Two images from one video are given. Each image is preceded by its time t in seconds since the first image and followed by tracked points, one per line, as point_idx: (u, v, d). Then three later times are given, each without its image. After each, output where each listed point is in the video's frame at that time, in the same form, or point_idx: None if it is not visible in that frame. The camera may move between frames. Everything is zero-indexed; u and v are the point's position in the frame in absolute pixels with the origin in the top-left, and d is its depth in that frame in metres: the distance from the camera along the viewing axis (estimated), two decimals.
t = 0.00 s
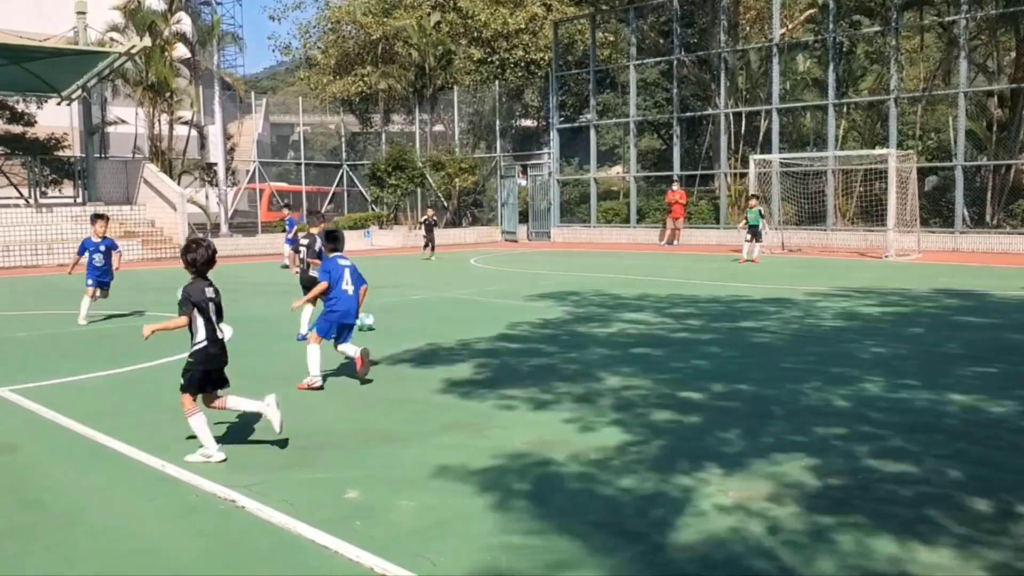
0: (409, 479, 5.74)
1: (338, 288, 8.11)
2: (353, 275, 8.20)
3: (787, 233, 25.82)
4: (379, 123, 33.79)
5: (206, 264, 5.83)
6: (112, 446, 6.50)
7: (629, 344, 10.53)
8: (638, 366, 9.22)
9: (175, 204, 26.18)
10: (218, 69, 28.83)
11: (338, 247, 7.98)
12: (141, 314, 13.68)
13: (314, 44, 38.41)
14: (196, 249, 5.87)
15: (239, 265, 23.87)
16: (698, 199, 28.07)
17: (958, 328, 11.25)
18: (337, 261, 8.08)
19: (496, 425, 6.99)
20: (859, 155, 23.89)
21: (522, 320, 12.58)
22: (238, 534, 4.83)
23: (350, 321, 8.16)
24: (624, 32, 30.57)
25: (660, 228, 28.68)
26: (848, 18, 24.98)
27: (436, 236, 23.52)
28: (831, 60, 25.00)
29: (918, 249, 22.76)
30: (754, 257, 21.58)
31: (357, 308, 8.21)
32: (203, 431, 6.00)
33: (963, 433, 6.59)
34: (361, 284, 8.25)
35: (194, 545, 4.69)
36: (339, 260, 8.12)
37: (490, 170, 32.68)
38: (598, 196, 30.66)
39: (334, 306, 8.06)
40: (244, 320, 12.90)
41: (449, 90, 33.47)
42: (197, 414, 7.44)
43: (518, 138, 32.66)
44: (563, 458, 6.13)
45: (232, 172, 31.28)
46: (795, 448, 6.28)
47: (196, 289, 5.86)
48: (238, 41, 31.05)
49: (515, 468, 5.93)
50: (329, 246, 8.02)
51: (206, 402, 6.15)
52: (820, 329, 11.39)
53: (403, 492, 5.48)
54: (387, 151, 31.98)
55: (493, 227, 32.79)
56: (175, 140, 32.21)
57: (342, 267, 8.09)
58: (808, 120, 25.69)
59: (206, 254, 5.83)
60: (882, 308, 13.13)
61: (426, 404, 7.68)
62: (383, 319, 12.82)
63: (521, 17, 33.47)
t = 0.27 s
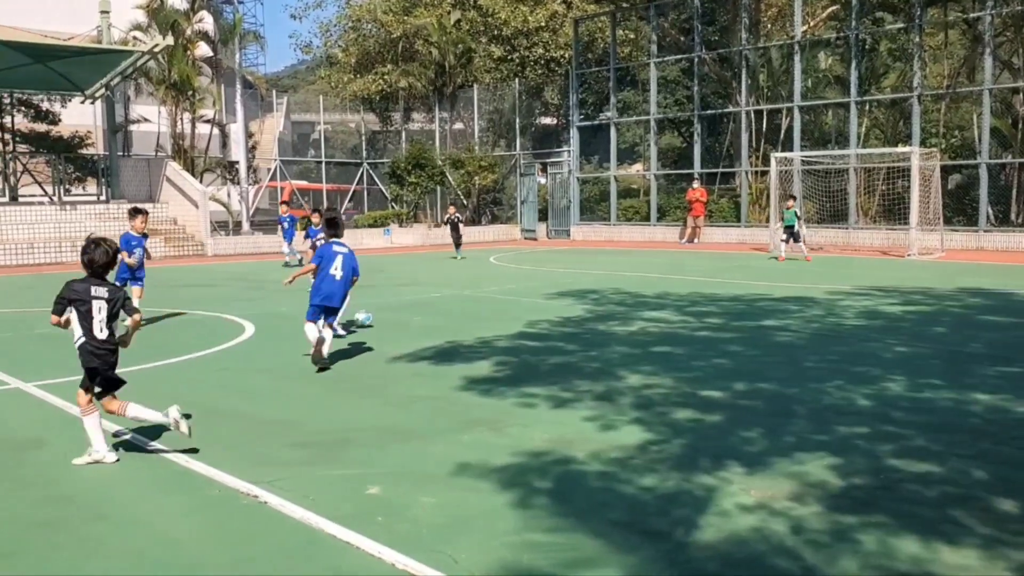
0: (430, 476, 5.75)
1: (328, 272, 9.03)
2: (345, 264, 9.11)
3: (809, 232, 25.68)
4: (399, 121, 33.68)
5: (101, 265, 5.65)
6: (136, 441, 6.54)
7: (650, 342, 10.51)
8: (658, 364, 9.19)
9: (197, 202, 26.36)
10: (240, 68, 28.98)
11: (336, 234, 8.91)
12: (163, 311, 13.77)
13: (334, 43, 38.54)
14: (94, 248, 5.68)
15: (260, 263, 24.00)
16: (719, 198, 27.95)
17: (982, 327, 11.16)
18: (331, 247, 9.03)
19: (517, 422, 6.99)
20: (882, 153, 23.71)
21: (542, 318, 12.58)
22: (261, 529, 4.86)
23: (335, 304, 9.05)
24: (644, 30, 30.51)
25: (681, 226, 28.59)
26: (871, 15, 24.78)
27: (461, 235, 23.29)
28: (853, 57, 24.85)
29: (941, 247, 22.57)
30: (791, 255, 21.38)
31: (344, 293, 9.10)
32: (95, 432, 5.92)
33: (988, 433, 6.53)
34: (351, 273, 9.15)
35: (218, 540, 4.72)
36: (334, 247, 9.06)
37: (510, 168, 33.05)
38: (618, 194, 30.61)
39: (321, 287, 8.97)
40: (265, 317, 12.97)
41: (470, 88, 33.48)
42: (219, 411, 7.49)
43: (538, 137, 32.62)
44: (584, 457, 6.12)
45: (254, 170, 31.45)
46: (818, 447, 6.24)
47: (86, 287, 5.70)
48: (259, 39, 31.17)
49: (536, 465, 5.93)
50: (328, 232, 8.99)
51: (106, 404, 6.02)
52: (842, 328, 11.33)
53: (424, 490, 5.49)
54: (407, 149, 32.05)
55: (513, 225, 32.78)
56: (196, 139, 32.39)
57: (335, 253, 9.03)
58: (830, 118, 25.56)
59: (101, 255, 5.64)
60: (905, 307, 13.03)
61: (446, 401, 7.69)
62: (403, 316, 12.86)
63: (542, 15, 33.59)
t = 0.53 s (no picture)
0: (457, 473, 5.77)
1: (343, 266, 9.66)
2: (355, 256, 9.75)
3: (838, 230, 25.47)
4: (425, 119, 33.85)
5: None
6: (166, 437, 6.62)
7: (677, 341, 10.47)
8: (686, 363, 9.16)
9: (226, 200, 26.60)
10: (268, 67, 29.20)
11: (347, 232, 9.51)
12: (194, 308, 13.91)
13: (362, 41, 38.70)
14: None
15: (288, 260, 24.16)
16: (747, 195, 27.80)
17: (1015, 326, 11.02)
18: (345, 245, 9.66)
19: (543, 420, 7.00)
20: (912, 150, 23.48)
21: (568, 316, 12.58)
22: (289, 525, 4.89)
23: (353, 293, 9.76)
24: (671, 27, 30.42)
25: (708, 224, 28.47)
26: (902, 10, 24.50)
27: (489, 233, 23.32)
28: (883, 54, 24.64)
29: (973, 246, 22.32)
30: (827, 254, 21.15)
31: (361, 283, 9.77)
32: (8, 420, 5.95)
33: (1020, 434, 6.45)
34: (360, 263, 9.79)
35: (247, 535, 4.76)
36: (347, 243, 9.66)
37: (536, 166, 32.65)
38: (644, 192, 30.51)
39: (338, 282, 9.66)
40: (293, 314, 13.06)
41: (496, 86, 33.48)
42: (249, 407, 7.55)
43: (564, 134, 32.56)
44: (611, 455, 6.12)
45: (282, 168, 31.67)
46: (847, 447, 6.20)
47: None
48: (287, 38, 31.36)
49: (562, 464, 5.93)
50: (339, 230, 9.59)
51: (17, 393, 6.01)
52: (872, 327, 11.23)
53: (451, 486, 5.51)
54: (434, 147, 32.14)
55: (539, 223, 32.76)
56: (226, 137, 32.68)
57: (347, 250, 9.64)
58: (859, 115, 25.36)
59: None
60: (935, 306, 12.89)
61: (473, 399, 7.72)
62: (430, 314, 12.90)
63: (568, 12, 33.59)
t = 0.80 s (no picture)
0: (472, 472, 5.78)
1: (351, 258, 10.50)
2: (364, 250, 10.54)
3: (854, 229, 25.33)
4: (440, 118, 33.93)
5: None
6: (182, 434, 6.65)
7: (692, 339, 10.44)
8: (701, 362, 9.14)
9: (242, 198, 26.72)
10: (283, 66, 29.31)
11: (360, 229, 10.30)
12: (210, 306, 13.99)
13: (377, 40, 38.77)
14: None
15: (303, 259, 24.23)
16: (762, 193, 27.71)
17: None
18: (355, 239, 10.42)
19: (558, 419, 6.99)
20: (929, 148, 23.33)
21: (583, 314, 12.56)
22: (303, 523, 4.90)
23: (364, 284, 10.49)
24: (687, 25, 30.36)
25: (723, 223, 28.36)
26: (919, 7, 24.33)
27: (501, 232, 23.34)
28: (900, 52, 24.51)
29: (991, 245, 22.16)
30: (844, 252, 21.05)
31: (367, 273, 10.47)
32: None
33: None
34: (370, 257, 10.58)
35: (262, 533, 4.77)
36: (354, 236, 10.50)
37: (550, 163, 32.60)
38: (659, 190, 30.43)
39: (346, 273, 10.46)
40: (308, 312, 13.09)
41: (511, 84, 33.47)
42: (264, 404, 7.58)
43: (579, 132, 32.48)
44: (626, 454, 6.11)
45: (297, 167, 31.76)
46: (863, 447, 6.17)
47: None
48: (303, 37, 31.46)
49: (577, 463, 5.92)
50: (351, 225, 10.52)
51: None
52: (888, 326, 11.17)
53: (466, 485, 5.52)
54: (448, 146, 32.17)
55: (554, 221, 32.72)
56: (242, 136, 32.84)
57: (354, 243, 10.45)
58: (876, 113, 25.25)
59: None
60: (952, 305, 12.81)
61: (487, 397, 7.72)
62: (445, 312, 12.91)
63: (583, 10, 33.56)
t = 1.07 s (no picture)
0: (485, 471, 5.78)
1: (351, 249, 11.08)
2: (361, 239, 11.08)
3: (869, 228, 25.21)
4: (454, 117, 34.02)
5: None
6: (197, 433, 6.69)
7: (706, 339, 10.42)
8: (714, 361, 9.13)
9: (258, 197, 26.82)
10: (298, 66, 29.42)
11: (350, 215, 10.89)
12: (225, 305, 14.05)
13: (391, 39, 38.82)
14: None
15: (317, 258, 24.30)
16: (776, 192, 27.63)
17: None
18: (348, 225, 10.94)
19: (572, 419, 6.99)
20: (946, 147, 23.20)
21: (596, 314, 12.55)
22: (319, 522, 4.91)
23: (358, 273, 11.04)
24: (701, 23, 30.33)
25: (737, 222, 28.26)
26: (935, 5, 24.18)
27: (508, 231, 23.34)
28: (916, 49, 24.38)
29: (1008, 244, 22.02)
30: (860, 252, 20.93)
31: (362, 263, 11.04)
32: None
33: None
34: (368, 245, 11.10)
35: (278, 533, 4.78)
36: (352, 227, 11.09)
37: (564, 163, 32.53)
38: (673, 189, 30.37)
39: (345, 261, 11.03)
40: (322, 312, 13.13)
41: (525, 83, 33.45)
42: (277, 403, 7.61)
43: (593, 131, 32.41)
44: (639, 454, 6.11)
45: (312, 167, 31.85)
46: (878, 447, 6.15)
47: None
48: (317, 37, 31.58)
49: (591, 462, 5.93)
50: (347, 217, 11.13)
51: None
52: (903, 325, 11.11)
53: (479, 484, 5.53)
54: (462, 145, 32.20)
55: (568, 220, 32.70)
56: (256, 135, 32.92)
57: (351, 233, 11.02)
58: (891, 111, 25.12)
59: None
60: (968, 305, 12.74)
61: (500, 397, 7.73)
62: (458, 312, 12.93)
63: (597, 9, 33.51)
